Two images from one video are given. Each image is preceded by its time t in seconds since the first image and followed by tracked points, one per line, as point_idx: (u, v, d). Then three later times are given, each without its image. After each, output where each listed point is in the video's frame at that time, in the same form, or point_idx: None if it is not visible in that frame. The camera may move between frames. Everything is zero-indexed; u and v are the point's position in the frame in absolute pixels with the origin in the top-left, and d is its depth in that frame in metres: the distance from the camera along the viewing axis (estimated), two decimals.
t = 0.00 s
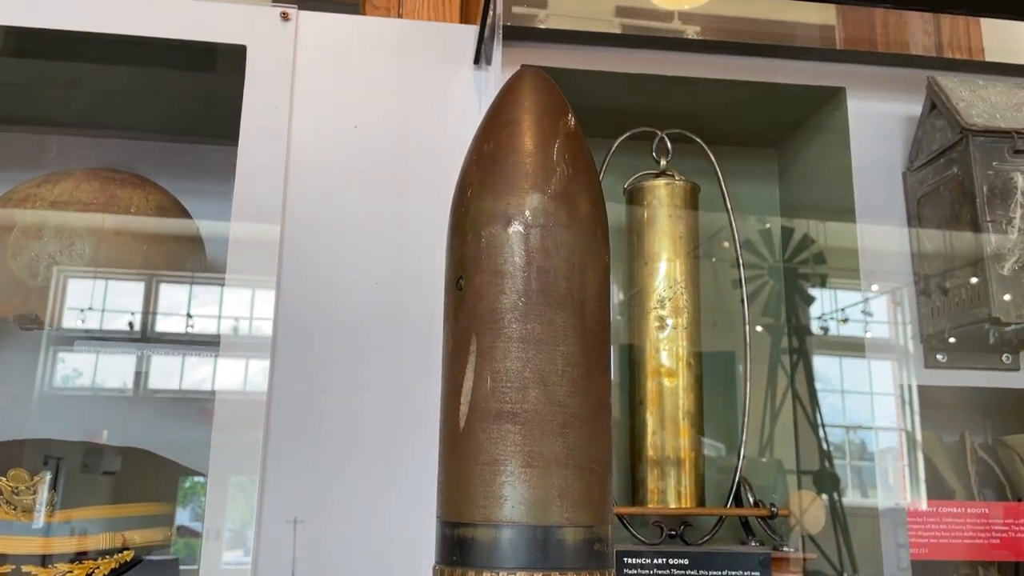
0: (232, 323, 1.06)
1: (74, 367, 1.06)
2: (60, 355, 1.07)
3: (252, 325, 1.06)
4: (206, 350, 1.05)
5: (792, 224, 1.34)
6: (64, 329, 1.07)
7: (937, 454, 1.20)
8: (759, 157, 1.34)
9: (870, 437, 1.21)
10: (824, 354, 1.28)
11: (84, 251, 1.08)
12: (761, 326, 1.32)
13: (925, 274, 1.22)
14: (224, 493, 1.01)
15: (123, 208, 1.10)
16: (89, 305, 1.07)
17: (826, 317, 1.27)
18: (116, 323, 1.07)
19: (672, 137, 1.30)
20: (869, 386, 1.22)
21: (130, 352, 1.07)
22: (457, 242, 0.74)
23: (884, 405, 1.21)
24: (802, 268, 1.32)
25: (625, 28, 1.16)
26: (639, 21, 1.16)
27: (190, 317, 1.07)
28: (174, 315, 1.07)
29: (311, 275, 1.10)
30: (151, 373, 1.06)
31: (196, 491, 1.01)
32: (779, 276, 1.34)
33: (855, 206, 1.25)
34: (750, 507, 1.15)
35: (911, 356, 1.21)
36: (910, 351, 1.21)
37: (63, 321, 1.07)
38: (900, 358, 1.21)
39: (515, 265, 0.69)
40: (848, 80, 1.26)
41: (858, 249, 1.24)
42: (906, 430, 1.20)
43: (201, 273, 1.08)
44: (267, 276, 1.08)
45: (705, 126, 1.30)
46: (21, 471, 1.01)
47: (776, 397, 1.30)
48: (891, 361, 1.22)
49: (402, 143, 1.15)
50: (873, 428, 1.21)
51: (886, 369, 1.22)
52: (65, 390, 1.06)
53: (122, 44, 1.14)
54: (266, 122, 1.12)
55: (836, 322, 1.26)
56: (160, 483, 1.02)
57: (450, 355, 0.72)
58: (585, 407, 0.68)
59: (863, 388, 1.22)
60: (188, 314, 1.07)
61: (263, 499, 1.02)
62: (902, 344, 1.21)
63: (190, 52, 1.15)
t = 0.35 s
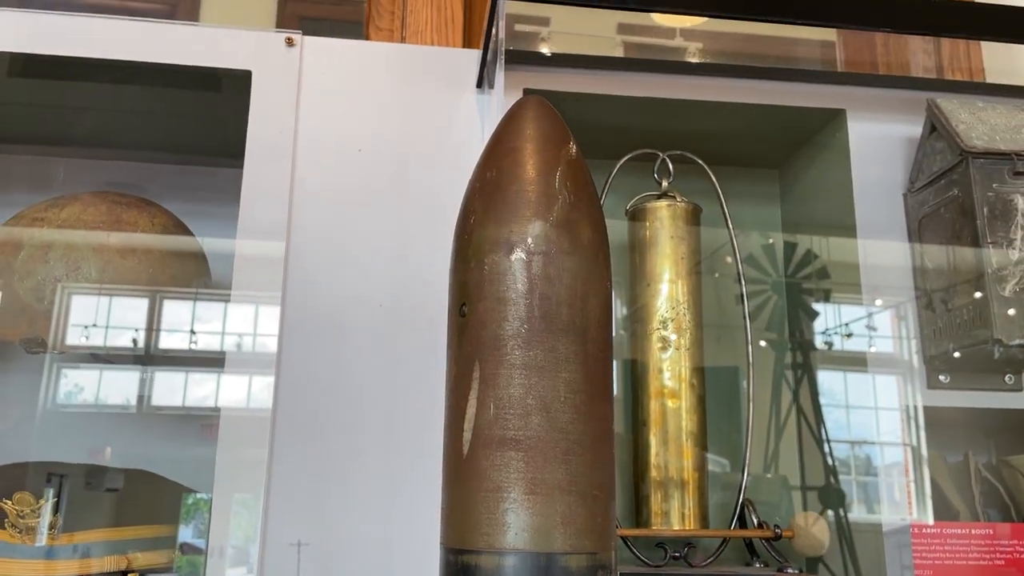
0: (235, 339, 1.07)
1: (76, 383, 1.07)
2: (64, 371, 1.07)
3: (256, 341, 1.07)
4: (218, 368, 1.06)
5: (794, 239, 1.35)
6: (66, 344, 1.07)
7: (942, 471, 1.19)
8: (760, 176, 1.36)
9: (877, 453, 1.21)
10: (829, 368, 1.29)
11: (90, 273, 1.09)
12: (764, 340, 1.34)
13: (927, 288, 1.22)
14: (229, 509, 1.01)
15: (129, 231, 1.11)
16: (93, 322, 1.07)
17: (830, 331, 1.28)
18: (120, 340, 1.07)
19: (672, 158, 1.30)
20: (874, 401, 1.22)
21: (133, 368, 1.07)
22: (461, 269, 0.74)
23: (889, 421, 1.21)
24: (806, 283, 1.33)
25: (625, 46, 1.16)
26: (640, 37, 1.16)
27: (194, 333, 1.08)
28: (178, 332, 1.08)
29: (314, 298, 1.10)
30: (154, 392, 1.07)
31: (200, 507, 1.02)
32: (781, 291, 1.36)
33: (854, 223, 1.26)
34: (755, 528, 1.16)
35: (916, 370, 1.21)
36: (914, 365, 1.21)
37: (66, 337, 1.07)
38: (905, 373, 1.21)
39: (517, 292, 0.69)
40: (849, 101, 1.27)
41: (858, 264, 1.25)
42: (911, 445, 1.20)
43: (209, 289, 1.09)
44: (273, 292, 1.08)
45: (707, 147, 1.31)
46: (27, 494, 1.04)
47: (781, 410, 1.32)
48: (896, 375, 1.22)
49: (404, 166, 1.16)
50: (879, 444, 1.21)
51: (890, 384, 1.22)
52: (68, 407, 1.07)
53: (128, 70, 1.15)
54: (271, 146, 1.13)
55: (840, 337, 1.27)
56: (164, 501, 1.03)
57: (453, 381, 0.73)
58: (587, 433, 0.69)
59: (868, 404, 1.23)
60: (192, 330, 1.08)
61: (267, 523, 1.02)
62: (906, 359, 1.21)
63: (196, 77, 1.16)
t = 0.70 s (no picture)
0: (244, 351, 1.08)
1: (84, 394, 1.08)
2: (73, 383, 1.08)
3: (264, 353, 1.08)
4: (225, 379, 1.07)
5: (803, 249, 1.33)
6: (76, 356, 1.08)
7: (952, 482, 1.18)
8: (768, 188, 1.34)
9: (886, 462, 1.21)
10: (837, 379, 1.28)
11: (102, 287, 1.09)
12: (773, 350, 1.32)
13: (937, 298, 1.22)
14: (236, 518, 1.02)
15: (141, 244, 1.12)
16: (102, 334, 1.08)
17: (839, 341, 1.28)
18: (128, 352, 1.08)
19: (680, 170, 1.30)
20: (883, 411, 1.22)
21: (141, 380, 1.08)
22: (472, 283, 0.75)
23: (899, 431, 1.21)
24: (814, 293, 1.32)
25: (631, 56, 1.16)
26: (646, 50, 1.15)
27: (202, 345, 1.09)
28: (186, 343, 1.09)
29: (324, 311, 1.11)
30: (162, 406, 1.07)
31: (207, 519, 1.02)
32: (790, 301, 1.34)
33: (862, 232, 1.26)
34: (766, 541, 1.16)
35: (926, 380, 1.21)
36: (923, 375, 1.21)
37: (75, 349, 1.08)
38: (914, 382, 1.21)
39: (528, 307, 0.70)
40: (857, 113, 1.27)
41: (867, 273, 1.25)
42: (921, 455, 1.20)
43: (218, 301, 1.10)
44: (283, 304, 1.09)
45: (715, 159, 1.31)
46: (39, 507, 1.04)
47: (790, 421, 1.30)
48: (904, 386, 1.22)
49: (414, 180, 1.17)
50: (889, 454, 1.21)
51: (899, 394, 1.22)
52: (77, 419, 1.07)
53: (139, 85, 1.16)
54: (281, 160, 1.14)
55: (848, 346, 1.27)
56: (174, 511, 1.04)
57: (464, 396, 0.73)
58: (598, 447, 0.69)
59: (878, 414, 1.22)
60: (200, 342, 1.09)
61: (277, 537, 1.02)
62: (915, 369, 1.22)
63: (205, 92, 1.17)
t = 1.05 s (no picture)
0: (257, 357, 1.07)
1: (99, 402, 1.08)
2: (87, 391, 1.08)
3: (277, 359, 1.07)
4: (238, 386, 1.07)
5: (815, 253, 1.35)
6: (90, 363, 1.08)
7: (970, 487, 1.16)
8: (780, 191, 1.34)
9: (900, 468, 1.20)
10: (851, 384, 1.27)
11: (116, 293, 1.09)
12: (786, 356, 1.32)
13: (953, 301, 1.21)
14: (250, 526, 1.01)
15: (155, 251, 1.12)
16: (116, 341, 1.09)
17: (853, 346, 1.27)
18: (143, 359, 1.09)
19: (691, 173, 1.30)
20: (899, 416, 1.21)
21: (155, 387, 1.09)
22: (485, 286, 0.75)
23: (915, 436, 1.20)
24: (827, 297, 1.32)
25: (642, 61, 1.15)
26: (658, 54, 1.14)
27: (215, 351, 1.09)
28: (200, 349, 1.09)
29: (337, 316, 1.11)
30: (176, 412, 1.08)
31: (220, 526, 1.02)
32: (803, 304, 1.35)
33: (876, 236, 1.25)
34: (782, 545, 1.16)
35: (941, 384, 1.20)
36: (938, 379, 1.20)
37: (89, 356, 1.08)
38: (929, 387, 1.20)
39: (541, 309, 0.70)
40: (870, 114, 1.26)
41: (883, 277, 1.23)
42: (937, 461, 1.18)
43: (232, 308, 1.10)
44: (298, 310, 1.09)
45: (728, 163, 1.30)
46: (53, 513, 1.05)
47: (805, 426, 1.29)
48: (920, 390, 1.20)
49: (426, 184, 1.17)
50: (903, 459, 1.20)
51: (915, 398, 1.20)
52: (92, 426, 1.08)
53: (153, 92, 1.17)
54: (292, 166, 1.14)
55: (863, 351, 1.26)
56: (186, 518, 1.04)
57: (478, 399, 0.73)
58: (613, 449, 0.68)
59: (893, 419, 1.21)
60: (213, 349, 1.09)
61: (291, 541, 1.02)
62: (929, 373, 1.20)
63: (218, 98, 1.17)
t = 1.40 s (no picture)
0: (276, 360, 1.07)
1: (119, 404, 1.08)
2: (109, 393, 1.09)
3: (296, 360, 1.07)
4: (257, 388, 1.07)
5: (837, 251, 1.32)
6: (112, 366, 1.09)
7: (998, 487, 1.14)
8: (801, 186, 1.32)
9: (922, 470, 1.18)
10: (871, 384, 1.25)
11: (140, 295, 1.10)
12: (807, 355, 1.28)
13: (979, 300, 1.20)
14: (269, 528, 1.01)
15: (178, 253, 1.12)
16: (137, 343, 1.09)
17: (873, 345, 1.26)
18: (163, 361, 1.09)
19: (714, 171, 1.28)
20: (920, 416, 1.20)
21: (176, 389, 1.09)
22: (510, 283, 0.74)
23: (938, 437, 1.19)
24: (847, 296, 1.30)
25: (660, 60, 1.15)
26: (676, 53, 1.15)
27: (235, 353, 1.09)
28: (220, 351, 1.09)
29: (359, 316, 1.11)
30: (197, 413, 1.08)
31: (240, 527, 1.02)
32: (825, 304, 1.31)
33: (905, 232, 1.23)
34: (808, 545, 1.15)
35: (965, 384, 1.19)
36: (961, 378, 1.19)
37: (111, 359, 1.09)
38: (951, 387, 1.19)
39: (568, 306, 0.69)
40: (896, 110, 1.25)
41: (908, 276, 1.22)
42: (960, 462, 1.17)
43: (255, 311, 1.09)
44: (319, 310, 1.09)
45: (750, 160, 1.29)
46: (78, 512, 1.05)
47: (825, 426, 1.26)
48: (943, 390, 1.20)
49: (447, 184, 1.17)
50: (926, 459, 1.19)
51: (937, 398, 1.20)
52: (113, 428, 1.08)
53: (175, 95, 1.18)
54: (315, 166, 1.14)
55: (884, 351, 1.25)
56: (206, 523, 1.04)
57: (504, 397, 0.73)
58: (642, 448, 0.68)
59: (914, 418, 1.21)
60: (233, 351, 1.09)
61: (316, 540, 1.02)
62: (953, 372, 1.19)
63: (241, 100, 1.18)
